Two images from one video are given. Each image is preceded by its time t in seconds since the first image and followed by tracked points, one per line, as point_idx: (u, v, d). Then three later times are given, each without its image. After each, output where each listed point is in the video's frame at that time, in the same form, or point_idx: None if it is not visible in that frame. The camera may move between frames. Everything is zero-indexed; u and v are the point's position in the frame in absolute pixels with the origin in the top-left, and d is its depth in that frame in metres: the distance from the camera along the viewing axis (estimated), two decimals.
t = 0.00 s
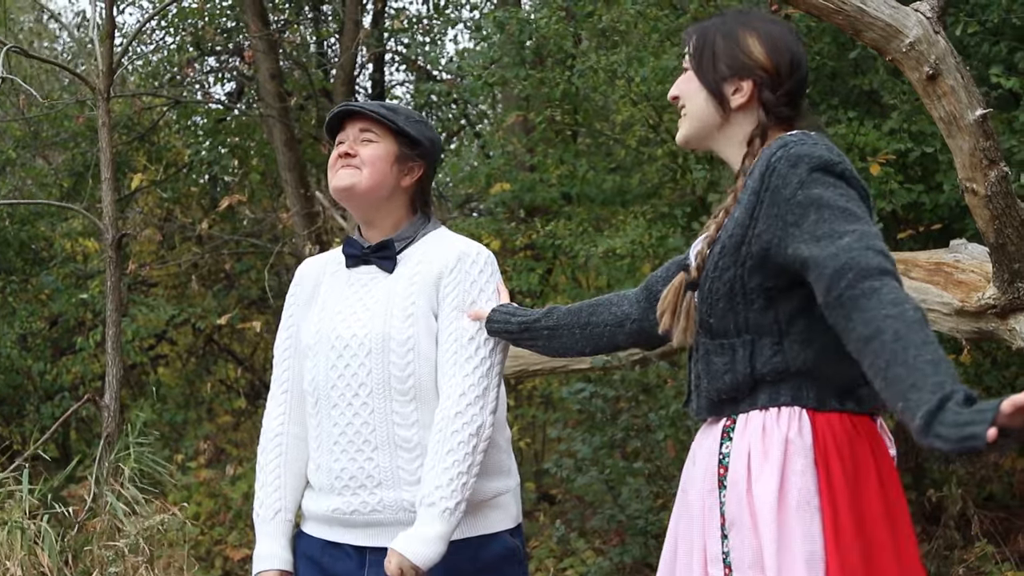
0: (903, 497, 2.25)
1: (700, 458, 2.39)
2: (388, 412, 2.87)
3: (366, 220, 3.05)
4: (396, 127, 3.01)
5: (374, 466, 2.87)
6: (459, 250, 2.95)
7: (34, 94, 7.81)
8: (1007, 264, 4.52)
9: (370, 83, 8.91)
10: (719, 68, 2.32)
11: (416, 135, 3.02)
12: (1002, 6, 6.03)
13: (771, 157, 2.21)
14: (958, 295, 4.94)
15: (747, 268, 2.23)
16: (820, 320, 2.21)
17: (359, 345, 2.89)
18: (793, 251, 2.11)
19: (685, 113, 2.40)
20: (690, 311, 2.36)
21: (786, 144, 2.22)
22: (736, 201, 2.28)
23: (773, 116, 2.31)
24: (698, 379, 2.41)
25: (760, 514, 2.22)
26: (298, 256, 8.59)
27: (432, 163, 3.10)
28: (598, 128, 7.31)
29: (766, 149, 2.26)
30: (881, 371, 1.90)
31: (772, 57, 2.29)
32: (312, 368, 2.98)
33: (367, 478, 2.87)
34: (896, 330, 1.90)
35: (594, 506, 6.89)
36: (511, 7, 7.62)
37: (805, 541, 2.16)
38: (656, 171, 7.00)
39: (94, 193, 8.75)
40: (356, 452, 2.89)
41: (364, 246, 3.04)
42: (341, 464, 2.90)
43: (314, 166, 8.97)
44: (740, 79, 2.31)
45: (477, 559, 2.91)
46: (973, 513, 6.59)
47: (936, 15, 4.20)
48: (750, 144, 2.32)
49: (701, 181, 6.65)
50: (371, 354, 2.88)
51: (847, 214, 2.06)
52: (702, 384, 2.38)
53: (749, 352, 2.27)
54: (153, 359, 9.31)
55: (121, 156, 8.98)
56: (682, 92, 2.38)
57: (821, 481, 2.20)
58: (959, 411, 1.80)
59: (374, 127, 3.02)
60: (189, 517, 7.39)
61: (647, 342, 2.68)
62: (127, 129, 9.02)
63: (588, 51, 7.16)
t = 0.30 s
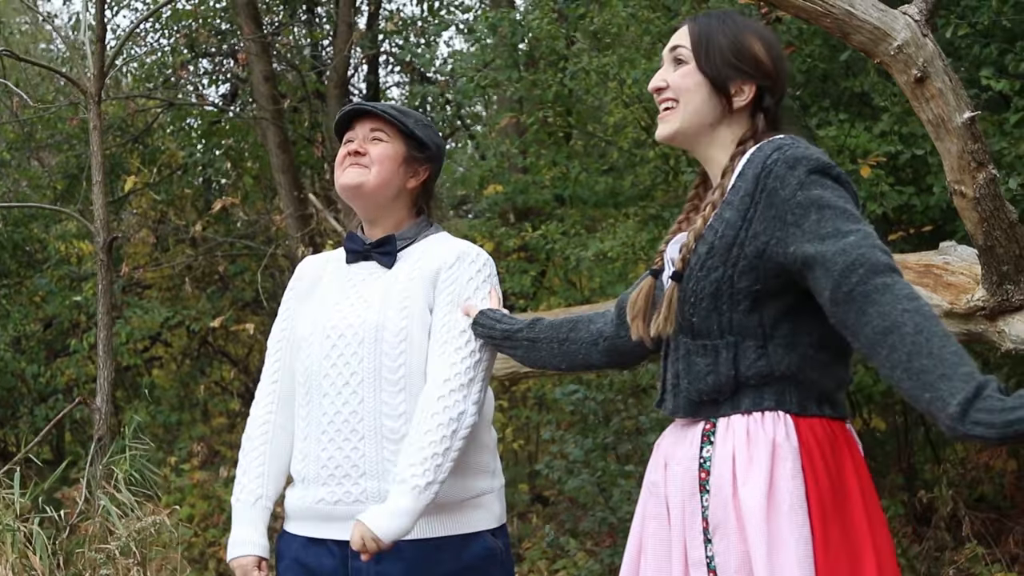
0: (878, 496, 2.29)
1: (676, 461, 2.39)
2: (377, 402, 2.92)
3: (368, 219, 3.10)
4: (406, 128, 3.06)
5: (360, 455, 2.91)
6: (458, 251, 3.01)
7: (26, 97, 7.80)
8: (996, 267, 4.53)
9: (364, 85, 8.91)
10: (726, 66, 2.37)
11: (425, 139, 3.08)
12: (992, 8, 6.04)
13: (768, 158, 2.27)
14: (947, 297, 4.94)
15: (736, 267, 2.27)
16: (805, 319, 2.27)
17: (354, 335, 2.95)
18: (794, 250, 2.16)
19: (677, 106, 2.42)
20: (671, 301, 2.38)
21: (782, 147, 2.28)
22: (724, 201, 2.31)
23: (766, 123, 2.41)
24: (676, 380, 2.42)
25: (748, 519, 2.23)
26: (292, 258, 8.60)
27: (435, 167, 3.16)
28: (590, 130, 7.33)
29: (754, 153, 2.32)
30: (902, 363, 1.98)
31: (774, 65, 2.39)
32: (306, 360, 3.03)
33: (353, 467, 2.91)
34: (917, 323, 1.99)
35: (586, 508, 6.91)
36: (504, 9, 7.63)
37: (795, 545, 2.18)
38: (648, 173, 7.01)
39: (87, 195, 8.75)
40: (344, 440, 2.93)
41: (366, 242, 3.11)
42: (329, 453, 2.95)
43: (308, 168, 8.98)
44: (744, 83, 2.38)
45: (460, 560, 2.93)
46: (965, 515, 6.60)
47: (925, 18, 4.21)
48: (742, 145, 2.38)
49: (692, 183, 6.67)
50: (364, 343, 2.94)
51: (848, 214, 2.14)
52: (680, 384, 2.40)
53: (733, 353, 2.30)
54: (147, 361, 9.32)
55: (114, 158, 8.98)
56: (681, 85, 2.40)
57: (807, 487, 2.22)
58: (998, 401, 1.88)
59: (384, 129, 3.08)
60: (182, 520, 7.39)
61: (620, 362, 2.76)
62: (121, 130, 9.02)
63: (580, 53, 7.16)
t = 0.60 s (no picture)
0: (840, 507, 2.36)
1: (645, 463, 2.37)
2: (371, 398, 2.97)
3: (372, 225, 3.17)
4: (414, 137, 3.15)
5: (351, 450, 2.96)
6: (455, 257, 3.09)
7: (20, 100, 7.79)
8: (985, 270, 4.55)
9: (360, 87, 8.93)
10: (692, 72, 2.43)
11: (432, 149, 3.17)
12: (983, 11, 6.08)
13: (747, 164, 2.31)
14: (937, 300, 4.99)
15: (716, 270, 2.29)
16: (774, 322, 2.32)
17: (349, 333, 3.01)
18: (778, 258, 2.21)
19: (641, 109, 2.45)
20: (645, 304, 2.33)
21: (760, 154, 2.33)
22: (697, 204, 2.33)
23: (727, 129, 2.47)
24: (646, 381, 2.40)
25: (734, 519, 2.23)
26: (287, 260, 8.60)
27: (438, 179, 3.25)
28: (584, 133, 7.35)
29: (729, 158, 2.36)
30: (901, 372, 2.05)
31: (734, 74, 2.47)
32: (302, 356, 3.08)
33: (343, 462, 2.95)
34: (912, 335, 2.06)
35: (580, 509, 6.94)
36: (499, 11, 7.64)
37: (782, 545, 2.20)
38: (642, 175, 7.03)
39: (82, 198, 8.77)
40: (335, 435, 2.98)
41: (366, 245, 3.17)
42: (320, 448, 2.99)
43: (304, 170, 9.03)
44: (708, 90, 2.44)
45: (450, 559, 2.96)
46: (957, 515, 6.63)
47: (914, 22, 4.23)
48: (705, 152, 2.43)
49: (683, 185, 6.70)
50: (359, 340, 3.00)
51: (826, 225, 2.21)
52: (653, 384, 2.38)
53: (710, 356, 2.31)
54: (144, 364, 9.36)
55: (110, 161, 9.00)
56: (647, 88, 2.44)
57: (786, 487, 2.26)
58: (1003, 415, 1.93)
59: (392, 137, 3.16)
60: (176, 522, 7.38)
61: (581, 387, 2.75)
62: (116, 133, 9.03)
63: (573, 56, 7.17)
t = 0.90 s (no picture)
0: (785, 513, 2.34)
1: (607, 474, 2.27)
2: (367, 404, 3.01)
3: (373, 237, 3.26)
4: (420, 152, 3.28)
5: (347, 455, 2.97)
6: (458, 269, 3.16)
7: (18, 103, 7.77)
8: (978, 274, 4.57)
9: (359, 89, 8.94)
10: (649, 82, 2.36)
11: (436, 164, 3.31)
12: (978, 15, 6.10)
13: (712, 185, 2.23)
14: (931, 304, 5.01)
15: (676, 286, 2.22)
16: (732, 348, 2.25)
17: (348, 339, 3.06)
18: (723, 289, 2.16)
19: (594, 114, 2.38)
20: (606, 317, 2.23)
21: (724, 175, 2.25)
22: (659, 218, 2.25)
23: (680, 143, 2.40)
24: (609, 392, 2.30)
25: (704, 534, 2.16)
26: (285, 263, 8.61)
27: (439, 196, 3.38)
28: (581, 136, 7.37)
29: (694, 173, 2.28)
30: (783, 416, 2.03)
31: (690, 88, 2.40)
32: (297, 363, 3.11)
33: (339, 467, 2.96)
34: (812, 386, 2.03)
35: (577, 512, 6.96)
36: (496, 14, 7.64)
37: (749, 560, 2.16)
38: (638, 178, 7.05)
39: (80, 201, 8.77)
40: (331, 441, 3.00)
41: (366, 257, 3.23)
42: (315, 454, 3.00)
43: (302, 172, 9.05)
44: (664, 101, 2.38)
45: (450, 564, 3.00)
46: (952, 519, 6.65)
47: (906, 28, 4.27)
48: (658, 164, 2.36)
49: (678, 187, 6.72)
50: (359, 346, 3.04)
51: (775, 265, 2.15)
52: (616, 396, 2.28)
53: (673, 369, 2.23)
54: (142, 366, 9.38)
55: (108, 163, 9.00)
56: (603, 93, 2.37)
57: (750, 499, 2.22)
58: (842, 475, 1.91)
59: (398, 151, 3.28)
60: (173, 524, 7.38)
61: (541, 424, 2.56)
62: (114, 135, 9.03)
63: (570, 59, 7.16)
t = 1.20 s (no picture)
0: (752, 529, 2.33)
1: (574, 483, 2.27)
2: (357, 418, 3.10)
3: (369, 244, 3.35)
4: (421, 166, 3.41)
5: (336, 469, 3.06)
6: (464, 292, 3.25)
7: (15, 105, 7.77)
8: (975, 278, 4.56)
9: (358, 90, 8.94)
10: (621, 93, 2.40)
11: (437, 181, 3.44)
12: (976, 18, 6.10)
13: (683, 201, 2.24)
14: (928, 308, 5.02)
15: (645, 300, 2.22)
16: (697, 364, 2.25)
17: (341, 354, 3.15)
18: (685, 304, 2.16)
19: (567, 122, 2.41)
20: (574, 328, 2.24)
21: (697, 192, 2.26)
22: (629, 232, 2.26)
23: (650, 154, 2.43)
24: (579, 404, 2.28)
25: (669, 543, 2.16)
26: (282, 265, 8.61)
27: (432, 214, 3.50)
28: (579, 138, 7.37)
29: (665, 189, 2.29)
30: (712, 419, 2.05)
31: (661, 101, 2.44)
32: (291, 375, 3.21)
33: (327, 481, 3.06)
34: (744, 395, 2.03)
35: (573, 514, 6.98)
36: (493, 16, 7.65)
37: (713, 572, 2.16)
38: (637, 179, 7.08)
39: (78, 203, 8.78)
40: (320, 454, 3.09)
41: (356, 268, 3.32)
42: (304, 467, 3.10)
43: (301, 174, 9.05)
44: (637, 112, 2.41)
45: None
46: (949, 522, 6.66)
47: (903, 32, 4.28)
48: (628, 176, 2.38)
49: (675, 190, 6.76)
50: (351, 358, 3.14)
51: (741, 287, 2.16)
52: (585, 407, 2.27)
53: (641, 381, 2.23)
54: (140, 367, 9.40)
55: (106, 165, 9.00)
56: (575, 102, 2.40)
57: (717, 508, 2.22)
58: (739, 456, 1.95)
59: (402, 162, 3.40)
60: (171, 526, 7.37)
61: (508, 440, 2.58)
62: (113, 137, 9.04)
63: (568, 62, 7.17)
